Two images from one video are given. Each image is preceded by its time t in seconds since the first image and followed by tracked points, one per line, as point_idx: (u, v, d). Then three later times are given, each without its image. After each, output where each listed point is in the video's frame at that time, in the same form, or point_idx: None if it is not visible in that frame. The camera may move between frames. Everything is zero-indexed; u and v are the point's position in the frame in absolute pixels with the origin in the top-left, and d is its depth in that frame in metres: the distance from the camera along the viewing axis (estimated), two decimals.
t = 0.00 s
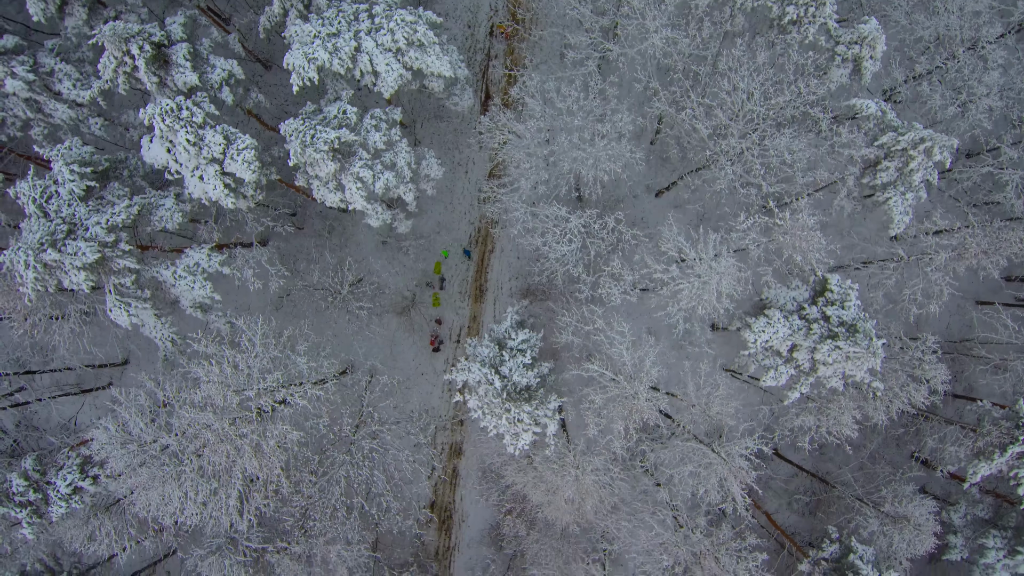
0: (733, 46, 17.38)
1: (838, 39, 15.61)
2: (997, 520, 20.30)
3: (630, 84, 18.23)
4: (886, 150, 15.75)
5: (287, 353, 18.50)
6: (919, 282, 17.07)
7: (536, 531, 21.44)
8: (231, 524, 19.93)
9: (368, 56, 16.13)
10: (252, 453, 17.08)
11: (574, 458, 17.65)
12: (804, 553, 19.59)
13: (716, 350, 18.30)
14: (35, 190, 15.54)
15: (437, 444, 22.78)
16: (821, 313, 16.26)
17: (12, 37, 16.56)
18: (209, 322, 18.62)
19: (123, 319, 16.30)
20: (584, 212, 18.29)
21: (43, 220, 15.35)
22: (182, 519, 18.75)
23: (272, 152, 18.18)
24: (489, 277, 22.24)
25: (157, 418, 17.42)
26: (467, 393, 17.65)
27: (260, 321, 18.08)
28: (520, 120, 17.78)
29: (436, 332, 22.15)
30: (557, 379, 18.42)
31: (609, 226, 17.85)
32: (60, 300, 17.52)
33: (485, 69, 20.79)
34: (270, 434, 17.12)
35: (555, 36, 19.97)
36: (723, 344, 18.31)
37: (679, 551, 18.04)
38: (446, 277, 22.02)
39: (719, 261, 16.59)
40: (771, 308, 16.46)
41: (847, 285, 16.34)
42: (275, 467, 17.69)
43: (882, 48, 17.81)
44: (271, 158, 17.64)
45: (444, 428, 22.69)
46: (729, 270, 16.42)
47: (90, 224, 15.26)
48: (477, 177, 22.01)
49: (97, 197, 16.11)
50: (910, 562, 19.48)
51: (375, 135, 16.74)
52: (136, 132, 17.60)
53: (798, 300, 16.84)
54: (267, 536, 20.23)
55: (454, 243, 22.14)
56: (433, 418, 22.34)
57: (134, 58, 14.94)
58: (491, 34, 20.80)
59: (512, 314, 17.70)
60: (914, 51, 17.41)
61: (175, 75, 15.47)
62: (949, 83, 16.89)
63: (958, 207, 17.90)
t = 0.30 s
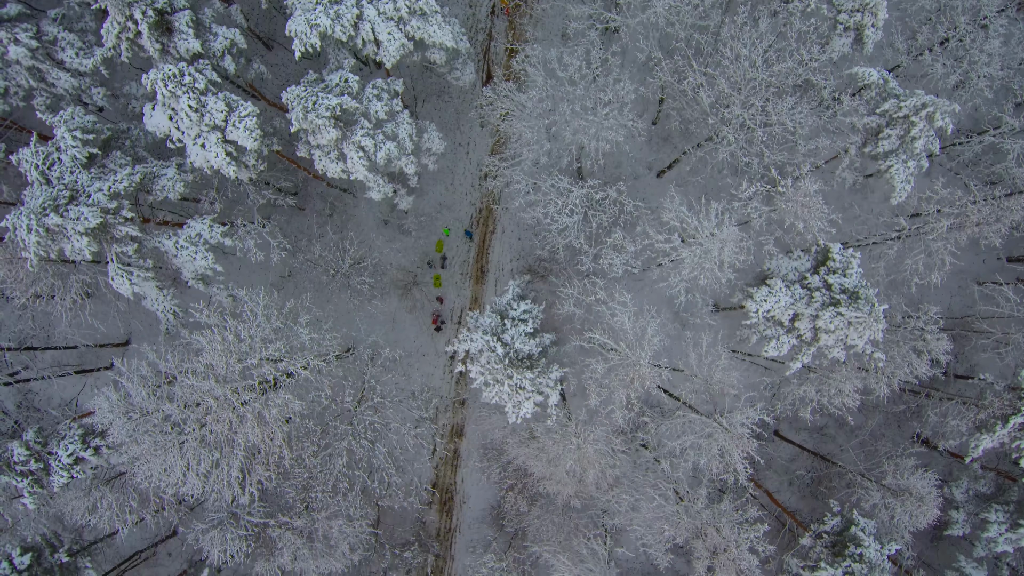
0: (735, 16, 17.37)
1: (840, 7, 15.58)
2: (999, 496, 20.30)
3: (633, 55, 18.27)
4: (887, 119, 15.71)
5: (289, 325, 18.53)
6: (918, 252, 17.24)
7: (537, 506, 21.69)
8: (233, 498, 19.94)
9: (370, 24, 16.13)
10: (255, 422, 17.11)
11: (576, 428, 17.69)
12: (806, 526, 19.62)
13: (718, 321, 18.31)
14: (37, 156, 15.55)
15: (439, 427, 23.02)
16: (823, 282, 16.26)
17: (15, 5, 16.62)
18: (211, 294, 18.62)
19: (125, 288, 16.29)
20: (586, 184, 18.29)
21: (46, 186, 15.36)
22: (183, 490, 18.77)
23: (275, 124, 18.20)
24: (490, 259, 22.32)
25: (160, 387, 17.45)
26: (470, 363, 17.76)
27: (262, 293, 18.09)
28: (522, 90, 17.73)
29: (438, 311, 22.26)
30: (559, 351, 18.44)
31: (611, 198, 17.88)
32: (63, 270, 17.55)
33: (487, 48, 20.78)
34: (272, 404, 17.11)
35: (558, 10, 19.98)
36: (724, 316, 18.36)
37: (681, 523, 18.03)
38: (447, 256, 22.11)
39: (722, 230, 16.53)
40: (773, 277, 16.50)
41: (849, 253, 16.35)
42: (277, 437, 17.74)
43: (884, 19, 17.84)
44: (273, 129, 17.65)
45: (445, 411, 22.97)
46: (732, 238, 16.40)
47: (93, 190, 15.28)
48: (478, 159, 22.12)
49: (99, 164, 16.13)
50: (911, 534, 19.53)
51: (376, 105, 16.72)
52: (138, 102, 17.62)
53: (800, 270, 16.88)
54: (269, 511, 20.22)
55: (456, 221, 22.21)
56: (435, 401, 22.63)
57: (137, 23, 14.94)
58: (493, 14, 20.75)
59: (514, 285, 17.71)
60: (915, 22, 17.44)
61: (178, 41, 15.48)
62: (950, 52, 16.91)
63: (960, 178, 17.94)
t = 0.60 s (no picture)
0: None
1: None
2: (1001, 470, 20.30)
3: (634, 27, 18.29)
4: (887, 86, 15.68)
5: (291, 296, 18.55)
6: (918, 220, 17.35)
7: (539, 482, 21.74)
8: (234, 472, 19.96)
9: None
10: (257, 391, 17.13)
11: (577, 399, 17.72)
12: (806, 500, 19.67)
13: (720, 291, 18.29)
14: (38, 123, 15.54)
15: (439, 409, 23.14)
16: (825, 250, 16.26)
17: None
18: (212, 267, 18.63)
19: (126, 256, 16.26)
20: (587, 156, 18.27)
21: (48, 152, 15.36)
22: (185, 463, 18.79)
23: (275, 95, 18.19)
24: (490, 238, 22.33)
25: (161, 356, 17.44)
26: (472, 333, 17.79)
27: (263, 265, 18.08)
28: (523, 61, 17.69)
29: (439, 289, 22.28)
30: (560, 323, 18.48)
31: (612, 168, 17.91)
32: (64, 241, 17.55)
33: (488, 27, 20.98)
34: (273, 374, 17.10)
35: None
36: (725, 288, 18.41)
37: (682, 494, 18.06)
38: (449, 234, 22.15)
39: (723, 198, 16.50)
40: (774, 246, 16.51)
41: (851, 221, 16.36)
42: (280, 407, 17.78)
43: None
44: (274, 100, 17.65)
45: (445, 392, 23.07)
46: (733, 206, 16.38)
47: (95, 157, 15.30)
48: (478, 139, 22.18)
49: (101, 133, 16.14)
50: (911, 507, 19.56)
51: (378, 74, 16.70)
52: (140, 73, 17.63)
53: (801, 240, 16.91)
54: (270, 486, 20.24)
55: (458, 200, 22.26)
56: (436, 381, 22.74)
57: None
58: None
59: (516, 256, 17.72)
60: None
61: (179, 8, 15.47)
62: (951, 22, 16.92)
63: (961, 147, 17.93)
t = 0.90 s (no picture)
0: None
1: None
2: (1002, 444, 20.33)
3: None
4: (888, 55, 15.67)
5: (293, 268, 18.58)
6: (919, 188, 17.43)
7: (540, 458, 21.85)
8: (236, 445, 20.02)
9: None
10: (259, 360, 17.17)
11: (578, 369, 17.80)
12: (807, 474, 19.72)
13: (720, 258, 18.35)
14: (40, 89, 15.57)
15: (440, 390, 23.25)
16: (826, 218, 16.31)
17: None
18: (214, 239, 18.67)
19: (128, 223, 16.29)
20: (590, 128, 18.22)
21: (49, 118, 15.39)
22: (187, 434, 18.85)
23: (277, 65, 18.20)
24: (491, 218, 22.36)
25: (163, 326, 17.47)
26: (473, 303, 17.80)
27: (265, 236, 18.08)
28: (524, 30, 17.64)
29: (440, 269, 22.29)
30: (561, 294, 18.53)
31: (613, 139, 17.91)
32: (65, 211, 17.58)
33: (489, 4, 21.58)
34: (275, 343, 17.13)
35: None
36: (726, 260, 18.45)
37: (683, 465, 18.08)
38: (450, 213, 22.18)
39: (726, 164, 16.47)
40: (776, 215, 16.55)
41: (852, 189, 16.41)
42: (282, 377, 17.83)
43: None
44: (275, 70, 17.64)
45: (446, 373, 23.16)
46: (735, 173, 16.39)
47: (97, 123, 15.34)
48: (479, 118, 22.21)
49: (103, 101, 16.16)
50: (912, 480, 19.62)
51: (379, 43, 16.66)
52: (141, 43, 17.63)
53: (802, 211, 16.94)
54: (272, 460, 20.29)
55: (459, 179, 22.28)
56: (436, 362, 22.79)
57: None
58: None
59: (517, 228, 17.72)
60: None
61: None
62: None
63: (963, 117, 17.91)
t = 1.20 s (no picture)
0: None
1: None
2: (1003, 418, 20.33)
3: None
4: (889, 21, 15.68)
5: (294, 239, 18.58)
6: (920, 158, 17.46)
7: (541, 433, 22.00)
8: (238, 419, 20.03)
9: None
10: (261, 329, 17.19)
11: (580, 339, 17.86)
12: (808, 447, 19.79)
13: (720, 225, 18.49)
14: (42, 55, 15.59)
15: (441, 370, 23.29)
16: (827, 185, 16.32)
17: None
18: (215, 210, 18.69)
19: (129, 190, 16.30)
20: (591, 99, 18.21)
21: (51, 84, 15.39)
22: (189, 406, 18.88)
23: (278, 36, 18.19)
24: (492, 198, 22.40)
25: (164, 296, 17.46)
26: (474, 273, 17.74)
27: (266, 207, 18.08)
28: None
29: (442, 247, 22.32)
30: (562, 266, 18.57)
31: (614, 109, 17.91)
32: (67, 181, 17.55)
33: None
34: (276, 312, 17.13)
35: None
36: (727, 230, 18.54)
37: (685, 436, 18.09)
38: (451, 190, 22.24)
39: (728, 131, 16.46)
40: (777, 183, 16.56)
41: (853, 157, 16.43)
42: (283, 347, 17.84)
43: None
44: (277, 40, 17.64)
45: (446, 354, 23.21)
46: (737, 140, 16.40)
47: (99, 89, 15.36)
48: (479, 95, 22.24)
49: (105, 68, 16.18)
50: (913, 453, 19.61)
51: (380, 11, 16.64)
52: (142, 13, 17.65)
53: (804, 179, 16.93)
54: (273, 435, 20.32)
55: (460, 157, 22.32)
56: (436, 344, 22.80)
57: None
58: None
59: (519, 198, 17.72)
60: None
61: None
62: None
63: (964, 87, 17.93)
